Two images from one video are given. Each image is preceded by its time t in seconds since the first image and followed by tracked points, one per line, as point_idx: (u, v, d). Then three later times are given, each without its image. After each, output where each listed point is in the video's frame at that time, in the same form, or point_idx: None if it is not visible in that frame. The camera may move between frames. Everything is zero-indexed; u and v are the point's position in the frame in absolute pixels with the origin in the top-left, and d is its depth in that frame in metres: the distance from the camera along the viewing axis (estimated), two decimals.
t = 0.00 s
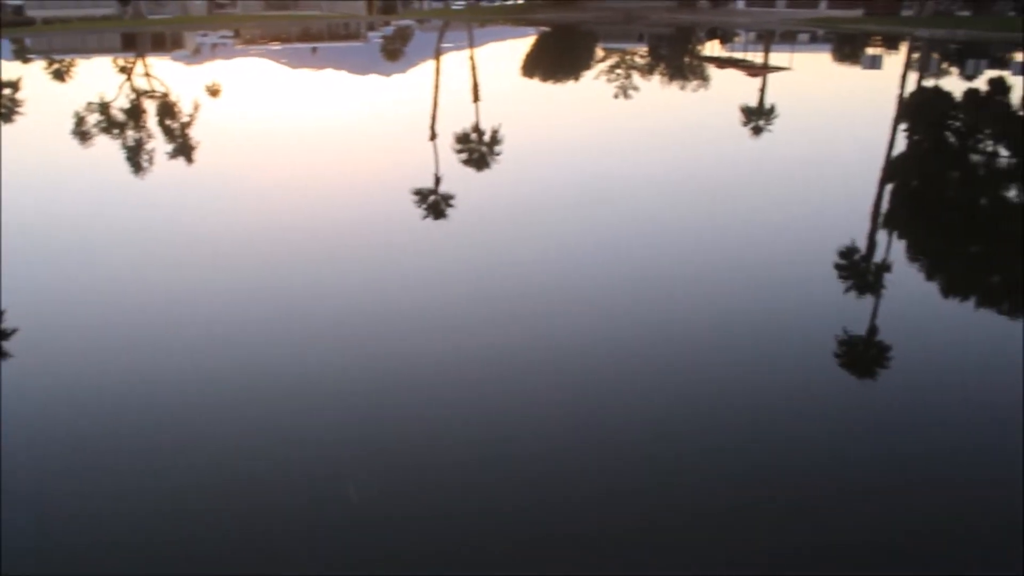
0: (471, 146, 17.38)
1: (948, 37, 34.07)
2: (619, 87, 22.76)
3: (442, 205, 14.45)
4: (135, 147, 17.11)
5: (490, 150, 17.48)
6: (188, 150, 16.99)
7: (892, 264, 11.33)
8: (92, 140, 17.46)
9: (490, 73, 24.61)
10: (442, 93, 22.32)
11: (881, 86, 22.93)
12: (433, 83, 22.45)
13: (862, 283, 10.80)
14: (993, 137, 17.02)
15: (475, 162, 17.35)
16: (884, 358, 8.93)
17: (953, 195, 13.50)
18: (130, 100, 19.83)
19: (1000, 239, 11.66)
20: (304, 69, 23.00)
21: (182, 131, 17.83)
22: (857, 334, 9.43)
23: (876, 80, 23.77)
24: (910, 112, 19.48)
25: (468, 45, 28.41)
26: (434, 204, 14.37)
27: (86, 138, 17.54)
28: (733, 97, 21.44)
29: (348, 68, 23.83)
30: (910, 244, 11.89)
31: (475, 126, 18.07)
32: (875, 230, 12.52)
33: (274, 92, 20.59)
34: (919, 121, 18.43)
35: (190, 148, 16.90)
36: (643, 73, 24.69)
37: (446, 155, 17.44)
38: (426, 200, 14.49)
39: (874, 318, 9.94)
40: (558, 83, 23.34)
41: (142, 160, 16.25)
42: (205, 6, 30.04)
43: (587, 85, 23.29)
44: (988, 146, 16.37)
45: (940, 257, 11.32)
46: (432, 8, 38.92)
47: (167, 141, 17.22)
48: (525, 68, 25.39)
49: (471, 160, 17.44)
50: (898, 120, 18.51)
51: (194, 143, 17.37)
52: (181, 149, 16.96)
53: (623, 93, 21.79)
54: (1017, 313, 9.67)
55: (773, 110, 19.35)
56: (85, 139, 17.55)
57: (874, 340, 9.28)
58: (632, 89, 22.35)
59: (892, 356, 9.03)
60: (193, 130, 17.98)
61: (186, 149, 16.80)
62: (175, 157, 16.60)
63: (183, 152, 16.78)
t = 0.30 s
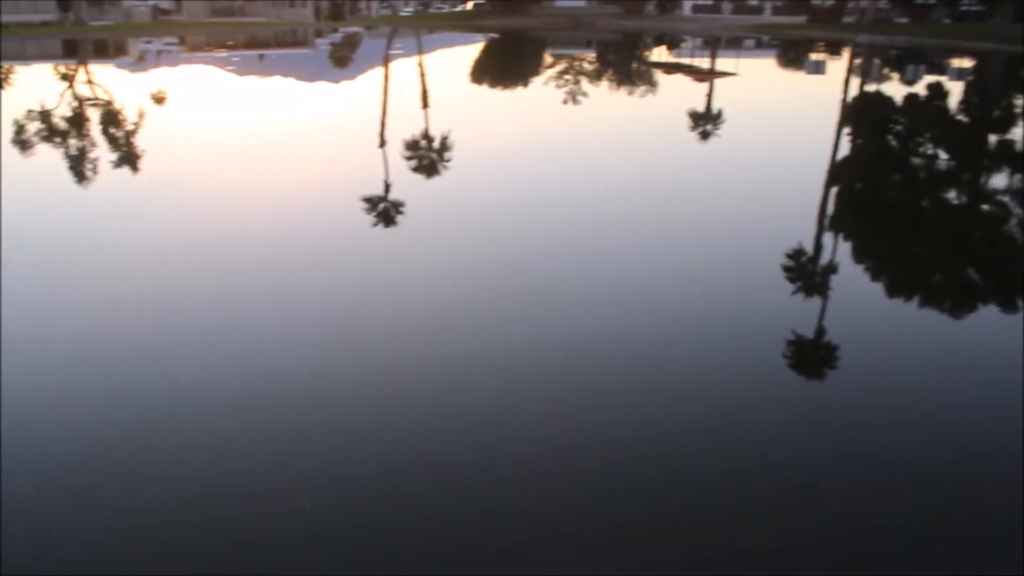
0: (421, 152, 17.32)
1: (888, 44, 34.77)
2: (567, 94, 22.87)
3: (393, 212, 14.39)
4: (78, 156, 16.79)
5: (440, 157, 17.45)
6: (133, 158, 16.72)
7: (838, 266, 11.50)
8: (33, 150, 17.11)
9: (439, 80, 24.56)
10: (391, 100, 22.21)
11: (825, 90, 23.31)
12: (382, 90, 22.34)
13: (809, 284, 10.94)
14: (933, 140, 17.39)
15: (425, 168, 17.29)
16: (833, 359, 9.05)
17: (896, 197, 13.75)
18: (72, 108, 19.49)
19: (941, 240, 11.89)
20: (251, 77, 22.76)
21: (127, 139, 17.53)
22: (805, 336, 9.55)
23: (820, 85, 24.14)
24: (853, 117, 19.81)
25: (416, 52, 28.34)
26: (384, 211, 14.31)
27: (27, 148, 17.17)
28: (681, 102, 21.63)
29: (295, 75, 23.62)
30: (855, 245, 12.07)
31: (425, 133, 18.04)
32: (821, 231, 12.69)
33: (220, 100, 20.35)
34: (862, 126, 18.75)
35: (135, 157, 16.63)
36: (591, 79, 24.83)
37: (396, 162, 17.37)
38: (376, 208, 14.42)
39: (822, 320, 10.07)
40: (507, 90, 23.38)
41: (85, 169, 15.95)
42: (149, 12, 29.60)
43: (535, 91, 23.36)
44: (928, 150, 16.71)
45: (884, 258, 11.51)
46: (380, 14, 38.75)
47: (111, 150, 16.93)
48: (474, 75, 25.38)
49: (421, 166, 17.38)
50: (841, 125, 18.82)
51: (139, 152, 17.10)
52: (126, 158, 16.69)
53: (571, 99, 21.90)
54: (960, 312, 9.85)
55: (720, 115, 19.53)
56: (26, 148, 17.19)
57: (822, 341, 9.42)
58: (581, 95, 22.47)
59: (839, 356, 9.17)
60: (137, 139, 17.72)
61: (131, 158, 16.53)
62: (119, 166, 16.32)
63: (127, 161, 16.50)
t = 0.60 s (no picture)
0: (376, 158, 17.23)
1: (838, 49, 35.30)
2: (523, 98, 22.95)
3: (348, 218, 14.32)
4: (26, 162, 16.48)
5: (395, 163, 17.41)
6: (83, 165, 16.48)
7: (792, 268, 11.63)
8: None
9: (393, 85, 24.51)
10: (345, 106, 22.13)
11: (777, 94, 23.59)
12: (335, 97, 22.28)
13: (764, 286, 11.07)
14: (883, 143, 17.68)
15: (381, 173, 17.20)
16: (787, 359, 9.16)
17: (847, 200, 13.95)
18: (20, 114, 19.15)
19: (891, 241, 12.08)
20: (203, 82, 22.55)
21: (75, 147, 17.24)
22: (760, 337, 9.66)
23: (772, 89, 24.42)
24: (804, 120, 20.08)
25: (370, 57, 28.26)
26: (339, 218, 14.23)
27: None
28: (636, 106, 21.76)
29: (249, 80, 23.45)
30: (808, 247, 12.22)
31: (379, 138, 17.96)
32: (775, 233, 12.83)
33: (172, 106, 20.12)
34: (814, 129, 19.00)
35: (85, 164, 16.36)
36: (546, 83, 24.93)
37: (351, 167, 17.27)
38: (331, 214, 14.34)
39: (776, 321, 10.19)
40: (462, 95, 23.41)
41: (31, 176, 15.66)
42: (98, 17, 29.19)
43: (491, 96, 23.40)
44: (878, 153, 16.99)
45: (836, 259, 11.67)
46: (334, 20, 38.52)
47: (58, 158, 16.63)
48: (428, 80, 25.33)
49: (376, 172, 17.30)
50: (793, 129, 19.06)
51: (89, 158, 16.82)
52: (76, 165, 16.41)
53: (527, 104, 21.97)
54: (911, 311, 10.01)
55: (674, 119, 19.75)
56: None
57: (777, 342, 9.54)
58: (536, 100, 22.57)
59: (793, 357, 9.29)
60: (88, 145, 17.45)
61: (80, 165, 16.26)
62: (68, 173, 16.04)
63: (76, 168, 16.22)
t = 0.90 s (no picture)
0: (341, 164, 17.15)
1: (798, 54, 35.70)
2: (487, 103, 22.98)
3: (312, 225, 14.22)
4: None
5: (360, 169, 17.37)
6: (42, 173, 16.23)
7: (757, 269, 11.71)
8: None
9: (357, 91, 24.44)
10: (309, 113, 22.03)
11: (740, 98, 23.80)
12: (298, 104, 22.17)
13: (729, 289, 11.13)
14: (843, 146, 17.89)
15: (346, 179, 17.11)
16: (752, 360, 9.22)
17: (809, 202, 14.09)
18: None
19: (853, 243, 12.22)
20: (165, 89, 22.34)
21: (34, 155, 16.96)
22: (726, 340, 9.72)
23: (736, 93, 24.63)
24: (766, 124, 20.28)
25: (334, 64, 28.16)
26: (304, 225, 14.13)
27: None
28: (601, 111, 21.86)
29: (211, 87, 23.28)
30: (772, 249, 12.32)
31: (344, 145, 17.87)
32: (739, 236, 12.93)
33: (133, 113, 19.91)
34: (776, 133, 19.19)
35: (45, 173, 16.11)
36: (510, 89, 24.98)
37: (315, 174, 17.17)
38: (294, 221, 14.23)
39: (741, 323, 10.26)
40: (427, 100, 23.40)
41: None
42: (56, 23, 28.81)
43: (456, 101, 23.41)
44: (839, 155, 17.19)
45: (800, 261, 11.78)
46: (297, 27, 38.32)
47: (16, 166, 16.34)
48: (392, 86, 25.26)
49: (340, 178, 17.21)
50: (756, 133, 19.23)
51: (49, 167, 16.56)
52: (34, 174, 16.14)
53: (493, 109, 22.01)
54: (873, 311, 10.12)
55: (638, 124, 19.90)
56: None
57: (742, 344, 9.60)
58: (501, 105, 22.60)
59: (759, 358, 9.36)
60: (47, 153, 17.19)
61: (40, 174, 16.01)
62: (27, 182, 15.77)
63: (34, 177, 15.95)
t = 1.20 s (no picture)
0: (316, 167, 17.08)
1: (772, 54, 35.92)
2: (463, 105, 22.96)
3: (287, 228, 14.16)
4: None
5: (336, 171, 17.34)
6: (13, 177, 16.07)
7: (734, 269, 11.75)
8: None
9: (332, 94, 24.35)
10: (285, 116, 21.93)
11: (715, 98, 23.91)
12: (274, 108, 22.08)
13: (705, 288, 11.17)
14: (818, 145, 18.02)
15: (322, 182, 17.04)
16: (730, 359, 9.26)
17: (784, 201, 14.17)
18: None
19: (828, 242, 12.30)
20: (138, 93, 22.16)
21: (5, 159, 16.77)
22: (703, 338, 9.75)
23: (711, 93, 24.74)
24: (741, 124, 20.39)
25: (308, 66, 28.07)
26: (279, 228, 14.07)
27: None
28: (577, 112, 21.91)
29: (185, 90, 23.13)
30: (748, 248, 12.38)
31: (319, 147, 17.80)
32: (715, 235, 13.00)
33: (104, 116, 19.76)
34: (751, 133, 19.29)
35: (17, 178, 15.95)
36: (486, 90, 24.97)
37: (290, 177, 17.10)
38: (270, 223, 14.17)
39: (718, 321, 10.30)
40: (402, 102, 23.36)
41: None
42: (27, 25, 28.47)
43: (432, 102, 23.40)
44: (813, 154, 17.31)
45: (775, 260, 11.85)
46: (272, 29, 38.14)
47: None
48: (367, 88, 25.20)
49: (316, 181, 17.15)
50: (731, 132, 19.34)
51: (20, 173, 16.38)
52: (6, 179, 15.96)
53: (469, 110, 22.02)
54: (849, 309, 10.19)
55: (614, 124, 19.98)
56: None
57: (720, 342, 9.64)
58: (477, 107, 22.62)
59: (737, 356, 9.40)
60: (18, 158, 17.02)
61: (13, 179, 15.85)
62: None
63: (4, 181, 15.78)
